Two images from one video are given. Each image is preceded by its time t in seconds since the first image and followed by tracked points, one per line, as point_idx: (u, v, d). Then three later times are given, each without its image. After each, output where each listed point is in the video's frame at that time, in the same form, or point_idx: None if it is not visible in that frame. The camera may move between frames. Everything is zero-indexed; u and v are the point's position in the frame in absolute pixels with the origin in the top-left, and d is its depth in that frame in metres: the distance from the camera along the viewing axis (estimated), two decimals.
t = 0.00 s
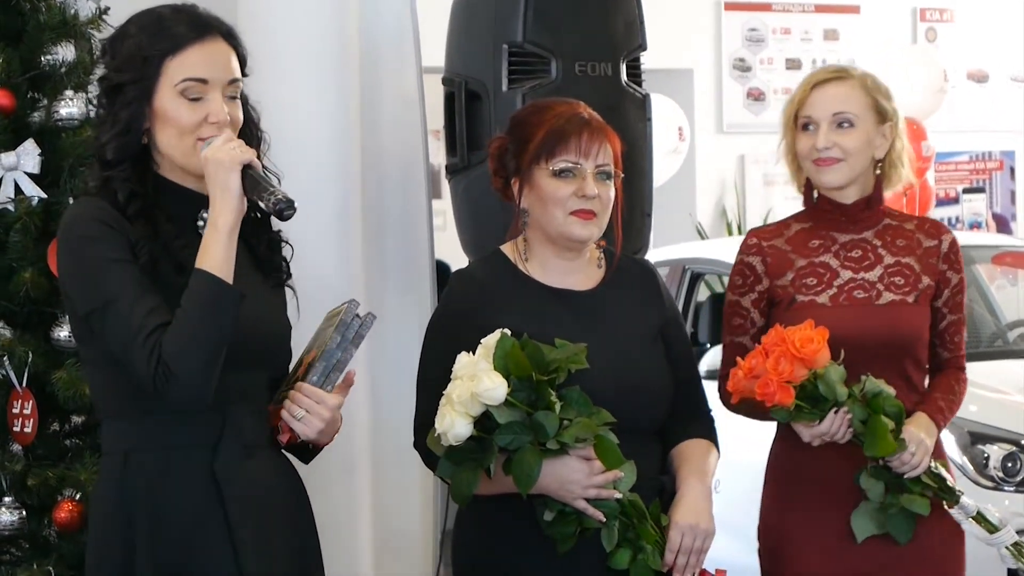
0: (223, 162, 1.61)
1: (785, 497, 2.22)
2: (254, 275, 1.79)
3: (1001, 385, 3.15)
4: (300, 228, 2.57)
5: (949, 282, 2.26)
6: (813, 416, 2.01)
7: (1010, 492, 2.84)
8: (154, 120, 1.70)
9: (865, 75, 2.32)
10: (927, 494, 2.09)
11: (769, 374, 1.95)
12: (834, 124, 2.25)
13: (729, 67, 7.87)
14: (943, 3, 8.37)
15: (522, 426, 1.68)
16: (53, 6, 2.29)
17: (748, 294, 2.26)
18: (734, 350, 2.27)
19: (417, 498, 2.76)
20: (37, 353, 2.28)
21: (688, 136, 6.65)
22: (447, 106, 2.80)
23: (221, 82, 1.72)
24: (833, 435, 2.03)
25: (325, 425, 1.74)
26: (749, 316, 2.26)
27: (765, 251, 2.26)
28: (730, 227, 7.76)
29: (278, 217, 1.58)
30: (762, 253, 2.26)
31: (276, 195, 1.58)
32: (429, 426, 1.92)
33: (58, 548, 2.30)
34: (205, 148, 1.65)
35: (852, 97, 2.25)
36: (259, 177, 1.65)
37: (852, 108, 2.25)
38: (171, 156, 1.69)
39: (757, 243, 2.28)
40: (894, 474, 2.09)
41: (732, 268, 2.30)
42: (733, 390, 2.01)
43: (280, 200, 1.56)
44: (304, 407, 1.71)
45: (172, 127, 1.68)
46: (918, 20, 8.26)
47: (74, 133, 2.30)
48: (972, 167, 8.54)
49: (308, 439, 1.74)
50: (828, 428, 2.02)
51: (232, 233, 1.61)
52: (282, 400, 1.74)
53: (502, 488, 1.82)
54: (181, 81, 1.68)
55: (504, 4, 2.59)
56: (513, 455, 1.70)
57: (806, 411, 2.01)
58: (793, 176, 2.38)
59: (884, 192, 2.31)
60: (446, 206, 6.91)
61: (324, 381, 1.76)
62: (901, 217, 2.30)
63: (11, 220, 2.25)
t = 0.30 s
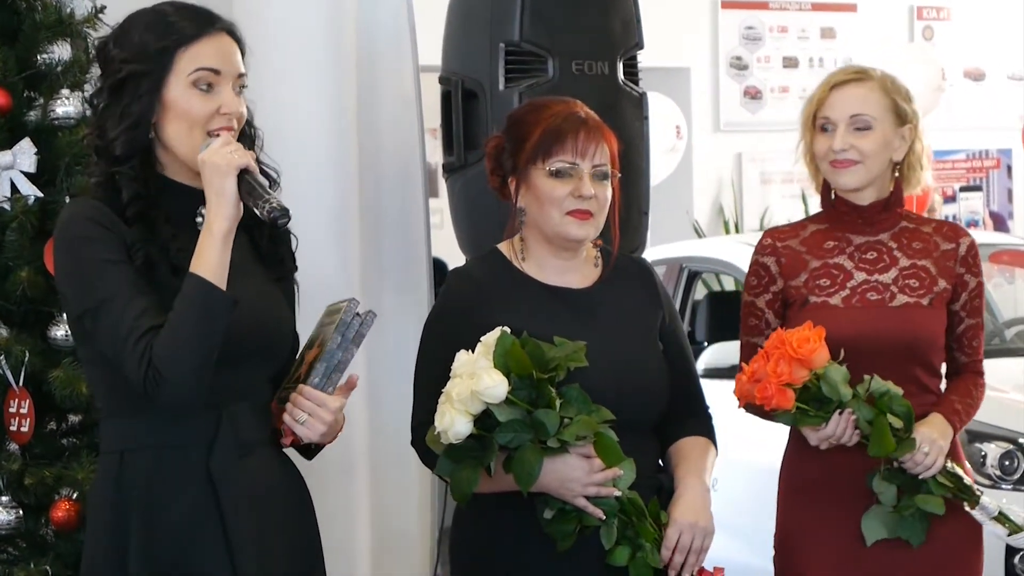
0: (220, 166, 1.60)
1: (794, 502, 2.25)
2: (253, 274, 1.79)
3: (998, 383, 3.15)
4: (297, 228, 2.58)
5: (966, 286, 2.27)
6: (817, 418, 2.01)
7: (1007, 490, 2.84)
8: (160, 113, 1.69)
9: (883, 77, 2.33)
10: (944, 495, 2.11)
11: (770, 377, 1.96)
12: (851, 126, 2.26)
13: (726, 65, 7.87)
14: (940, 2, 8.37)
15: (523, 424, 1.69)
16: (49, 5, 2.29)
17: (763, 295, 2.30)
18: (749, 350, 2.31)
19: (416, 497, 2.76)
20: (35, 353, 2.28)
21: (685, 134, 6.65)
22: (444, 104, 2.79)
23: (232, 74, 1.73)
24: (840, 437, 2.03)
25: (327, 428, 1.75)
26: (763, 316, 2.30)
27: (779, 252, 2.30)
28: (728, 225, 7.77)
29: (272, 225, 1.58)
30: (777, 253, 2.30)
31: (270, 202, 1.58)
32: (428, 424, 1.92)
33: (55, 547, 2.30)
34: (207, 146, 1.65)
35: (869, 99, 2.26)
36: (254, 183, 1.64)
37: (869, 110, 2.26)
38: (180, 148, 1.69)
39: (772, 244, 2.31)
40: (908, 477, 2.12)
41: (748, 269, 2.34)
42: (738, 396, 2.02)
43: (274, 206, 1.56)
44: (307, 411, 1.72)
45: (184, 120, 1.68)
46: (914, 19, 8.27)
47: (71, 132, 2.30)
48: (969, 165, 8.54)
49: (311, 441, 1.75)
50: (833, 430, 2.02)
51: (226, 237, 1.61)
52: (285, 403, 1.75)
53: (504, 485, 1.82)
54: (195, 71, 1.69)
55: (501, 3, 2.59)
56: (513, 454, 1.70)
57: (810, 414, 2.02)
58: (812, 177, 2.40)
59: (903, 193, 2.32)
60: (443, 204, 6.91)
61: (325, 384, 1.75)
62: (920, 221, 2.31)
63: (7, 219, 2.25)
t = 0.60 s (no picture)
0: (240, 149, 1.61)
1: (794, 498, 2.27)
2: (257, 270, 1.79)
3: (999, 380, 3.15)
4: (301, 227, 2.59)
5: (972, 286, 2.27)
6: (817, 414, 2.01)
7: (1008, 488, 2.83)
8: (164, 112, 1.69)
9: (891, 73, 2.32)
10: (945, 494, 2.10)
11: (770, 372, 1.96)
12: (858, 124, 2.26)
13: (728, 62, 7.86)
14: None
15: (531, 417, 1.68)
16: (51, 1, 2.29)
17: (768, 291, 2.30)
18: (754, 347, 2.31)
19: (416, 495, 2.75)
20: (35, 349, 2.28)
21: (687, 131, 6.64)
22: (446, 101, 2.79)
23: (232, 65, 1.72)
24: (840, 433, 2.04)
25: (327, 426, 1.75)
26: (769, 313, 2.30)
27: (785, 248, 2.29)
28: (728, 221, 7.77)
29: (291, 207, 1.59)
30: (783, 250, 2.30)
31: (290, 184, 1.60)
32: (430, 421, 1.92)
33: (55, 543, 2.30)
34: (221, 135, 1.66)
35: (876, 96, 2.26)
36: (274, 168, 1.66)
37: (877, 107, 2.25)
38: (187, 145, 1.70)
39: (779, 239, 2.31)
40: (908, 473, 2.12)
41: (754, 265, 2.34)
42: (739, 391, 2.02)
43: (293, 188, 1.58)
44: (308, 407, 1.72)
45: (188, 117, 1.68)
46: (916, 15, 8.26)
47: (72, 128, 2.30)
48: (970, 162, 8.54)
49: (312, 436, 1.75)
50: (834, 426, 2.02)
51: (242, 220, 1.61)
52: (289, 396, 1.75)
53: (511, 480, 1.82)
54: (194, 66, 1.69)
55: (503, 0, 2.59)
56: (521, 445, 1.70)
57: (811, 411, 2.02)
58: (819, 174, 2.40)
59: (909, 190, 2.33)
60: (444, 201, 6.91)
61: (329, 381, 1.75)
62: (927, 219, 2.31)
63: (9, 215, 2.25)
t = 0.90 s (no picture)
0: (242, 139, 1.61)
1: (794, 494, 2.27)
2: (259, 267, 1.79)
3: (1001, 379, 3.15)
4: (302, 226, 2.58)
5: (976, 279, 2.27)
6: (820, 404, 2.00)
7: (1010, 487, 2.82)
8: (163, 113, 1.69)
9: (895, 65, 2.32)
10: (946, 490, 2.08)
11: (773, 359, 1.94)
12: (862, 115, 2.26)
13: (729, 60, 7.85)
14: None
15: (532, 412, 1.68)
16: None
17: (773, 284, 2.31)
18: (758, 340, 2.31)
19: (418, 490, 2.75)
20: (37, 347, 2.28)
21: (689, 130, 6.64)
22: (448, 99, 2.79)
23: (223, 60, 1.71)
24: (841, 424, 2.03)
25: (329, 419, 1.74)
26: (773, 306, 2.30)
27: (789, 240, 2.30)
28: (729, 220, 7.77)
29: (297, 194, 1.59)
30: (786, 242, 2.31)
31: (294, 171, 1.60)
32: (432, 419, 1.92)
33: (57, 542, 2.30)
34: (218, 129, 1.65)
35: (880, 87, 2.26)
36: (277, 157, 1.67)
37: (881, 98, 2.25)
38: (182, 141, 1.69)
39: (782, 232, 2.32)
40: (909, 469, 2.10)
41: (758, 258, 2.34)
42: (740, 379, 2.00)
43: (298, 176, 1.58)
44: (307, 401, 1.71)
45: (181, 113, 1.68)
46: (917, 14, 8.25)
47: (74, 126, 2.30)
48: (972, 161, 8.54)
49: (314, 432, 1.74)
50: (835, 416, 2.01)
51: (245, 211, 1.60)
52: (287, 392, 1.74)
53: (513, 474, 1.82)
54: (183, 63, 1.68)
55: None
56: (522, 439, 1.70)
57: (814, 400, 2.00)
58: (823, 166, 2.39)
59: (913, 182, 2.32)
60: (446, 200, 6.91)
61: (325, 373, 1.73)
62: (931, 211, 2.31)
63: (10, 213, 2.25)
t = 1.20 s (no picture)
0: (236, 146, 1.61)
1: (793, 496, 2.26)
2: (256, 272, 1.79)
3: (1001, 382, 3.15)
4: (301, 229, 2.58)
5: (972, 281, 2.25)
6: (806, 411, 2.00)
7: (1010, 490, 2.82)
8: (164, 114, 1.69)
9: (888, 67, 2.32)
10: (939, 490, 2.08)
11: (756, 368, 1.96)
12: (855, 117, 2.26)
13: (730, 63, 7.86)
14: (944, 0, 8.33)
15: (530, 414, 1.68)
16: (52, 2, 2.30)
17: (768, 287, 2.31)
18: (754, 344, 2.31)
19: (418, 490, 2.75)
20: (37, 350, 2.28)
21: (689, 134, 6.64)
22: (449, 102, 2.79)
23: (229, 68, 1.71)
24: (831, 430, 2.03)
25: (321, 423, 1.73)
26: (768, 309, 2.30)
27: (783, 244, 2.31)
28: (729, 223, 7.78)
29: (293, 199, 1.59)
30: (781, 246, 2.31)
31: (290, 177, 1.60)
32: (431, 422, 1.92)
33: (56, 545, 2.30)
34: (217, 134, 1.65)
35: (873, 90, 2.26)
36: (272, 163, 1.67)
37: (874, 101, 2.25)
38: (182, 145, 1.69)
39: (777, 236, 2.32)
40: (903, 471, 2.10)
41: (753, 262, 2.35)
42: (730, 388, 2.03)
43: (295, 182, 1.58)
44: (299, 405, 1.70)
45: (184, 118, 1.68)
46: (917, 18, 8.24)
47: (74, 129, 2.30)
48: (971, 164, 8.53)
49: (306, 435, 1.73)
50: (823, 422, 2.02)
51: (243, 216, 1.60)
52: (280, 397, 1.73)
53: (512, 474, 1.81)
54: (189, 69, 1.68)
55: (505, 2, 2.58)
56: (521, 440, 1.70)
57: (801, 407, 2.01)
58: (817, 169, 2.40)
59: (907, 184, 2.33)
60: (446, 203, 6.92)
61: (318, 377, 1.73)
62: (925, 213, 2.30)
63: (10, 216, 2.25)
